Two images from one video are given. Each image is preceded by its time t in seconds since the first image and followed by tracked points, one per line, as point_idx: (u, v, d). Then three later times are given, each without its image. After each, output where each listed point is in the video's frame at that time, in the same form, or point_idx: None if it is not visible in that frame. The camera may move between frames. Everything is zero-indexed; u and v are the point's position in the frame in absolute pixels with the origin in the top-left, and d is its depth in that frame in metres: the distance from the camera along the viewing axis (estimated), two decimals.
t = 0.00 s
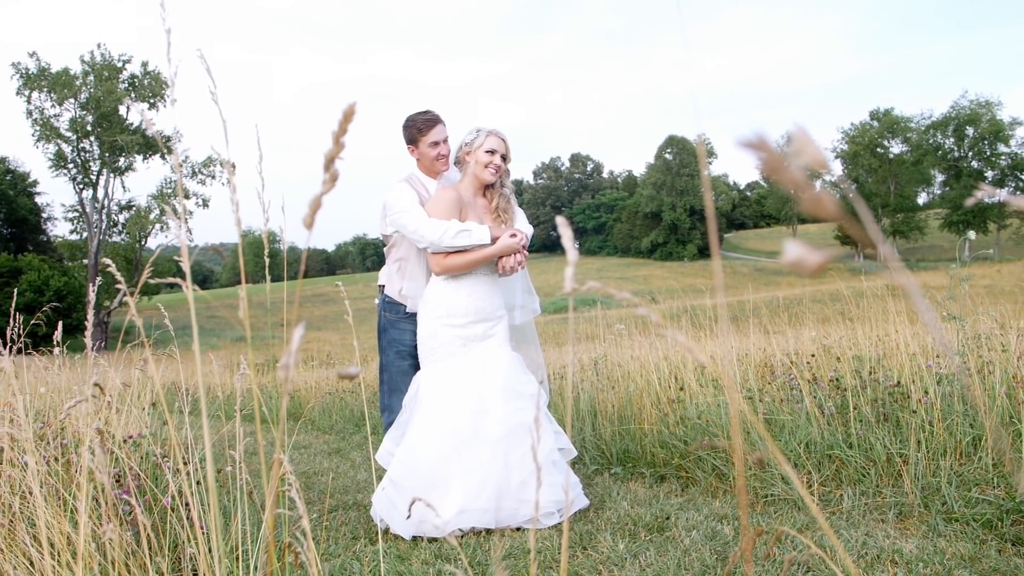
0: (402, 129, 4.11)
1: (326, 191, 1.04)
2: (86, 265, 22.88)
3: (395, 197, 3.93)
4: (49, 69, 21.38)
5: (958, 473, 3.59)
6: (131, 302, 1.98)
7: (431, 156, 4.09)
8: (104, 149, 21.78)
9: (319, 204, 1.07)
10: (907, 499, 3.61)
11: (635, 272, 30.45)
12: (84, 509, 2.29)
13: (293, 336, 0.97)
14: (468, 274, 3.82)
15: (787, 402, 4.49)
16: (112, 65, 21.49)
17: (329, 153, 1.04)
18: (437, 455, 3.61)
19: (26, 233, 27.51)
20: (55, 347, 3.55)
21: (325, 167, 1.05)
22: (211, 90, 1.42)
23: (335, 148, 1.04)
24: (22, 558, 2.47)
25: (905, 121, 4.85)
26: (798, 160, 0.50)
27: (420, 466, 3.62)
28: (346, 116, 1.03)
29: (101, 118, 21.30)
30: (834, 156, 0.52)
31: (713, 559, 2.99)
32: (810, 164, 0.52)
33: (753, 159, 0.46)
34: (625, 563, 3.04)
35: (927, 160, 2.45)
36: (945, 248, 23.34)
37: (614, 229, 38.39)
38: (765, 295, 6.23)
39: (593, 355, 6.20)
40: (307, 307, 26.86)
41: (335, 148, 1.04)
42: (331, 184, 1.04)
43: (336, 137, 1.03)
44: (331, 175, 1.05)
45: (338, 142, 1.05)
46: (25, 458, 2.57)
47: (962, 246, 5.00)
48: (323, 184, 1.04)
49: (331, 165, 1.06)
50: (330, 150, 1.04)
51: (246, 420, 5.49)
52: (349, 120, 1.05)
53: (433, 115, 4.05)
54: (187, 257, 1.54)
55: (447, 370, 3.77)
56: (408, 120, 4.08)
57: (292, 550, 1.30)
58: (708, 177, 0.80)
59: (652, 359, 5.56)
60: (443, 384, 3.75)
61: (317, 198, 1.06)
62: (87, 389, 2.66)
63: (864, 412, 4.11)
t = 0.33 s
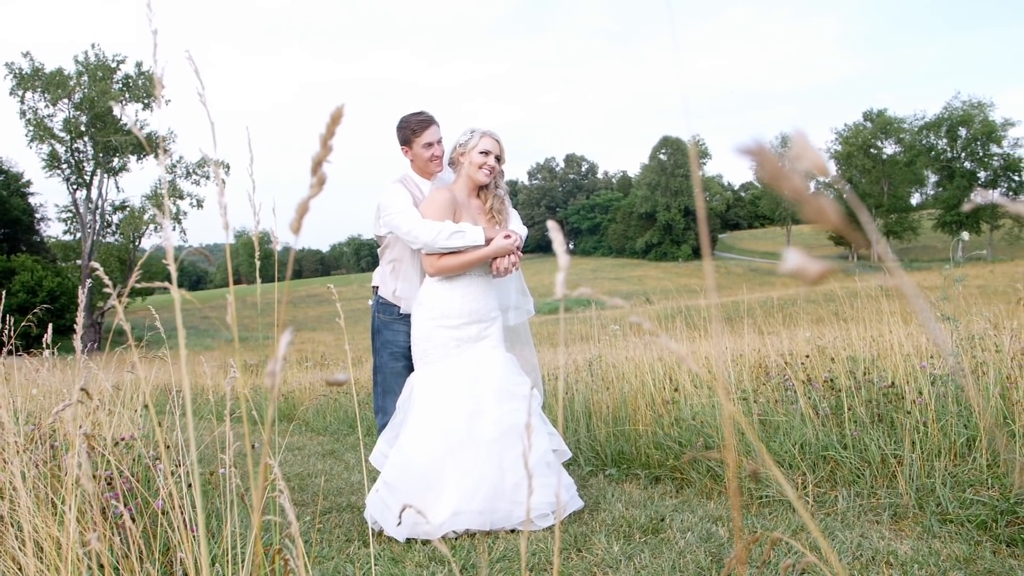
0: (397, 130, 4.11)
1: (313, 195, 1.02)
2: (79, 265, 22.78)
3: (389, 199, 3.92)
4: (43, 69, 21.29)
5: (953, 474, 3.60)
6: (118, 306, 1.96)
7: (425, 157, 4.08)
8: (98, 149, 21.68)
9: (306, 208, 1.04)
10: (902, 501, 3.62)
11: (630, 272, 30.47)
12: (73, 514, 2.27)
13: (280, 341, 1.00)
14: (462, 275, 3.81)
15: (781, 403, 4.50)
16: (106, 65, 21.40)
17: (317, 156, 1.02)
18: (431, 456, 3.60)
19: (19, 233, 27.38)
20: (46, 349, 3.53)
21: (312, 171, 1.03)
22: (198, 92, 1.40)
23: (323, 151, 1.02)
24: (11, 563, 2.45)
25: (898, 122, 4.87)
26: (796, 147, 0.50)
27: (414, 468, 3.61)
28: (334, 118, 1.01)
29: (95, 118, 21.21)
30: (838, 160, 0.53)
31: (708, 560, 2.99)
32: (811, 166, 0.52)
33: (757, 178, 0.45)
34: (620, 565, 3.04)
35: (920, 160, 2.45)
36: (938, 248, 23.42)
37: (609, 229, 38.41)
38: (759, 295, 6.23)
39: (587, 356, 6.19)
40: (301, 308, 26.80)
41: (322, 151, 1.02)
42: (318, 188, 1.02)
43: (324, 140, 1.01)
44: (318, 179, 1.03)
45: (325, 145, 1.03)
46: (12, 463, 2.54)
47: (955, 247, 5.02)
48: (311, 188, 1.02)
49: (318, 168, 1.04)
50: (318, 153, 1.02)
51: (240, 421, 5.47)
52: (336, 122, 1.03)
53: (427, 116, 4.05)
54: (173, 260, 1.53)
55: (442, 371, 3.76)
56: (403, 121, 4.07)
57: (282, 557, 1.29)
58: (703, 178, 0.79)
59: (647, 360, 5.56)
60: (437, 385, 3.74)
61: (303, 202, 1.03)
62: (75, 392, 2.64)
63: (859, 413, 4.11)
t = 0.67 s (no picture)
0: (390, 132, 4.10)
1: (300, 200, 1.02)
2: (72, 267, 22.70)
3: (383, 201, 3.91)
4: (36, 70, 21.21)
5: (947, 477, 3.60)
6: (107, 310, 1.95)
7: (419, 159, 4.08)
8: (92, 150, 21.61)
9: (293, 213, 1.04)
10: (896, 503, 3.63)
11: (624, 274, 30.49)
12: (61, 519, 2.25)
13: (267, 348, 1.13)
14: (456, 277, 3.80)
15: (775, 405, 4.51)
16: (100, 66, 21.34)
17: (304, 161, 1.02)
18: (425, 459, 3.59)
19: (12, 234, 27.26)
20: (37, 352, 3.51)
21: (299, 176, 1.02)
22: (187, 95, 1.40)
23: (310, 156, 1.02)
24: None
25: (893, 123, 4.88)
26: (797, 146, 0.50)
27: (408, 471, 3.60)
28: (321, 122, 1.01)
29: (89, 120, 21.15)
30: (838, 161, 0.51)
31: (702, 563, 2.99)
32: (812, 168, 0.51)
33: (753, 184, 0.44)
34: (614, 568, 3.04)
35: (915, 162, 2.46)
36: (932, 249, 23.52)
37: (603, 231, 38.45)
38: (753, 297, 6.23)
39: (581, 358, 6.19)
40: (295, 310, 26.73)
41: (309, 156, 1.02)
42: (305, 193, 1.02)
43: (311, 145, 1.01)
44: (305, 184, 1.03)
45: (313, 149, 1.02)
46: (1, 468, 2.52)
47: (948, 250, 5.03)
48: (297, 193, 1.01)
49: (305, 172, 1.04)
50: (305, 157, 1.01)
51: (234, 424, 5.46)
52: (324, 126, 1.03)
53: (420, 118, 4.04)
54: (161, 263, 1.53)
55: (435, 374, 3.75)
56: (396, 123, 4.07)
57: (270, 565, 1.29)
58: (694, 182, 0.78)
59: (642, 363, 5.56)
60: (431, 387, 3.73)
61: (290, 207, 1.03)
62: (65, 395, 2.62)
63: (853, 415, 4.12)
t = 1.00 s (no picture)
0: (383, 135, 4.10)
1: (286, 206, 1.00)
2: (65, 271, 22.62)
3: (376, 205, 3.90)
4: (29, 73, 21.15)
5: (942, 479, 3.60)
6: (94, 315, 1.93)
7: (412, 162, 4.07)
8: (85, 154, 21.54)
9: (278, 218, 1.02)
10: (891, 506, 3.63)
11: (619, 276, 30.52)
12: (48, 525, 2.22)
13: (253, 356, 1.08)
14: (449, 281, 3.79)
15: (770, 408, 4.51)
16: (94, 69, 21.29)
17: (289, 166, 0.99)
18: (419, 462, 3.58)
19: (5, 238, 27.15)
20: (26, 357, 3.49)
21: (284, 181, 1.00)
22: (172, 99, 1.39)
23: (295, 160, 0.99)
24: None
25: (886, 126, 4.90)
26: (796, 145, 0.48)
27: (402, 475, 3.59)
28: (306, 126, 0.99)
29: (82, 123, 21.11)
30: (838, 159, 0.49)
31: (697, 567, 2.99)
32: (812, 170, 0.49)
33: (750, 185, 0.41)
34: (609, 572, 3.03)
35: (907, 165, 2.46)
36: (925, 251, 23.64)
37: (598, 234, 38.48)
38: (747, 299, 6.24)
39: (575, 361, 6.19)
40: (289, 313, 26.67)
41: (295, 160, 0.99)
42: (289, 199, 1.00)
43: (296, 149, 0.98)
44: (290, 189, 1.00)
45: (298, 154, 1.00)
46: None
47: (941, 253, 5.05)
48: (282, 199, 0.99)
49: (290, 178, 1.02)
50: (290, 162, 0.99)
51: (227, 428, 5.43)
52: (310, 131, 1.00)
53: (413, 121, 4.04)
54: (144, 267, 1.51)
55: (429, 378, 3.74)
56: (389, 126, 4.06)
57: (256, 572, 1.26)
58: (685, 183, 0.76)
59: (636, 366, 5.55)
60: (425, 391, 3.72)
61: (275, 213, 1.01)
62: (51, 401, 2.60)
63: (848, 418, 4.12)
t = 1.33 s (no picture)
0: (376, 138, 4.10)
1: (271, 210, 0.99)
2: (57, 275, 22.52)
3: (369, 208, 3.89)
4: (21, 77, 21.07)
5: (934, 481, 3.61)
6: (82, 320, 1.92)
7: (405, 166, 4.07)
8: (78, 158, 21.46)
9: (262, 222, 1.01)
10: (885, 509, 3.63)
11: (613, 279, 30.55)
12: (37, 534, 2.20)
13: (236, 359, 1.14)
14: (442, 284, 3.79)
15: (763, 411, 4.52)
16: (86, 73, 21.22)
17: (273, 169, 0.99)
18: (412, 466, 3.56)
19: None
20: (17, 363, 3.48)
21: (269, 185, 0.99)
22: (158, 103, 1.38)
23: (279, 164, 0.98)
24: None
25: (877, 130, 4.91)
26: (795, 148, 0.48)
27: (395, 480, 3.57)
28: (292, 129, 0.99)
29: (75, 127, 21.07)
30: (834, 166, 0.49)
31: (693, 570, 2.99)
32: (809, 177, 0.49)
33: (744, 183, 0.41)
34: None
35: (899, 169, 2.47)
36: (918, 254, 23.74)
37: (592, 237, 38.51)
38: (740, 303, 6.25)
39: (569, 364, 6.18)
40: (284, 317, 26.60)
41: (279, 164, 0.98)
42: (274, 203, 0.99)
43: (280, 152, 0.98)
44: (275, 194, 1.00)
45: (283, 157, 0.99)
46: None
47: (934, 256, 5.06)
48: (266, 204, 0.98)
49: (276, 182, 1.01)
50: (275, 166, 0.98)
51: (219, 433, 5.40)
52: (296, 133, 1.00)
53: (406, 125, 4.04)
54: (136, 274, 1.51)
55: (422, 381, 3.73)
56: (381, 130, 4.06)
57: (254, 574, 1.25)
58: (675, 186, 0.78)
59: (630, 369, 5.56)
60: (418, 395, 3.71)
61: (260, 217, 1.00)
62: (36, 408, 2.57)
63: (842, 420, 4.13)
